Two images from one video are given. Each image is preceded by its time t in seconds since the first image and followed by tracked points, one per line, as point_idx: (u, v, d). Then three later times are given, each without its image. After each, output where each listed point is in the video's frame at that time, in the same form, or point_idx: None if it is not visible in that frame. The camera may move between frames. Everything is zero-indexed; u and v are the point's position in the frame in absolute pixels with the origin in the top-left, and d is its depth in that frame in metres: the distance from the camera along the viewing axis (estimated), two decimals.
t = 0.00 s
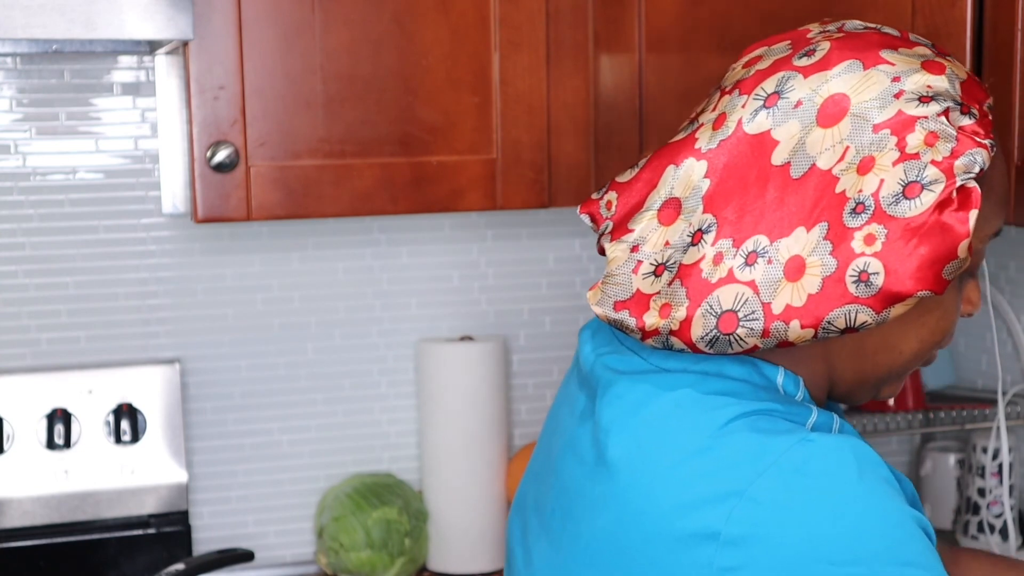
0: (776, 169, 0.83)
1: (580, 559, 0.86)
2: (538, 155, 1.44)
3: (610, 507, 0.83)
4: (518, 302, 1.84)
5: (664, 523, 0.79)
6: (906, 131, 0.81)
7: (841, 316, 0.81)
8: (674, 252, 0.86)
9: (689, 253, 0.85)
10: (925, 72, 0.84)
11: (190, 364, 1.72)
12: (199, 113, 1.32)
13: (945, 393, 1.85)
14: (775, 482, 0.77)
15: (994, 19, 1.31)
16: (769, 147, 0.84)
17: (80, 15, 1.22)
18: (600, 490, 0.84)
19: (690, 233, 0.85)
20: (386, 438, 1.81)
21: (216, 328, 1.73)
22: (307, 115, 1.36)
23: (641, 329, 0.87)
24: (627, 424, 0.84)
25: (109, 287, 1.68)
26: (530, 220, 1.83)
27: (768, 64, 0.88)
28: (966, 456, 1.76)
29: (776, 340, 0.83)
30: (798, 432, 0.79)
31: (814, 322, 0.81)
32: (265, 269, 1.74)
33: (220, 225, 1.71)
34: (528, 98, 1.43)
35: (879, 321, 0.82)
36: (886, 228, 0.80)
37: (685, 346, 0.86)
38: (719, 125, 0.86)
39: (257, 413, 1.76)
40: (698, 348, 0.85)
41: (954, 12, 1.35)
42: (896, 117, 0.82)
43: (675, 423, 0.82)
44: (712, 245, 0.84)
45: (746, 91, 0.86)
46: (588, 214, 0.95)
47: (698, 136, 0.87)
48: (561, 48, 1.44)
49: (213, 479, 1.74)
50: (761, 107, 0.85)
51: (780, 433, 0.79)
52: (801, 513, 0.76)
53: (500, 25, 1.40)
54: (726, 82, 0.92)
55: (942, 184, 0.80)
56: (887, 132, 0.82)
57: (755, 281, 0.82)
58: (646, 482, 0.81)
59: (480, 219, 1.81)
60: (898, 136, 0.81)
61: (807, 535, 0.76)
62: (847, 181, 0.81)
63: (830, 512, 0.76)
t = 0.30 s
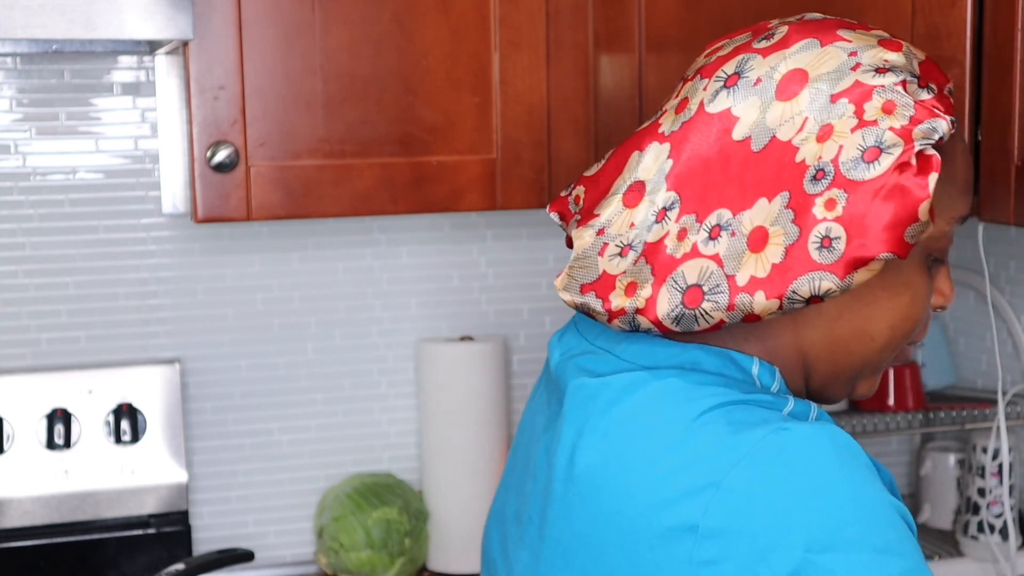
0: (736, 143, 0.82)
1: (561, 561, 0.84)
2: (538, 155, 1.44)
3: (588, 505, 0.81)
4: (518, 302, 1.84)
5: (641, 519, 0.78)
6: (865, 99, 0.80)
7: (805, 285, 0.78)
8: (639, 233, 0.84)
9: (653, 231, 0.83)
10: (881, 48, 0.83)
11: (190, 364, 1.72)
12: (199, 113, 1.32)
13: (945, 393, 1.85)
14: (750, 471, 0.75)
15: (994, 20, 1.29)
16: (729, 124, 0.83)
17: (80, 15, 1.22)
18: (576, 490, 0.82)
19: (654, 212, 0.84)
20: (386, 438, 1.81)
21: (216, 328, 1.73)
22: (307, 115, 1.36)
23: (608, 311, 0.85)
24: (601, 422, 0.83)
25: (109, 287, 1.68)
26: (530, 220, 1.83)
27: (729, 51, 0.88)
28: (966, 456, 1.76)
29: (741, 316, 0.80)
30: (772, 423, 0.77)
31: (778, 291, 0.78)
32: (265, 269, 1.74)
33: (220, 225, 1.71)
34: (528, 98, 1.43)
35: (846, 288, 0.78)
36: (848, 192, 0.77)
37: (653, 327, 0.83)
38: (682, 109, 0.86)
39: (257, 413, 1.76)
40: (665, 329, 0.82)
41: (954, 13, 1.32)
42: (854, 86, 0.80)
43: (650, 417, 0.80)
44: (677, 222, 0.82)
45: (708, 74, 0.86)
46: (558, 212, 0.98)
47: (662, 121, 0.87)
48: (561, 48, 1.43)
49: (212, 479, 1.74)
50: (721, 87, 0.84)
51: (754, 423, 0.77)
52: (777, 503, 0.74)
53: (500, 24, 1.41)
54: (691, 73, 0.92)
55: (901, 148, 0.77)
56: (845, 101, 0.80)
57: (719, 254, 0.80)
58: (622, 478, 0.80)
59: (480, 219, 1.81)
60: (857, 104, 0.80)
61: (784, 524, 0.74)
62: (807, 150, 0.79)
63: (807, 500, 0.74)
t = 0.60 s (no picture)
0: (692, 142, 0.80)
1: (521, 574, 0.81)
2: (539, 155, 1.44)
3: (545, 516, 0.79)
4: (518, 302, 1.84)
5: (597, 529, 0.75)
6: (821, 95, 0.79)
7: (769, 283, 0.77)
8: (599, 235, 0.81)
9: (613, 233, 0.81)
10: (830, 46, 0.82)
11: (190, 364, 1.72)
12: (199, 113, 1.32)
13: (945, 392, 1.86)
14: (703, 477, 0.72)
15: (994, 19, 1.29)
16: (684, 123, 0.81)
17: (80, 15, 1.22)
18: (534, 502, 0.80)
19: (613, 214, 0.81)
20: (386, 438, 1.81)
21: (216, 328, 1.73)
22: (307, 115, 1.36)
23: (570, 317, 0.82)
24: (554, 429, 0.80)
25: (110, 287, 1.68)
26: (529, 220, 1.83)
27: (678, 52, 0.86)
28: (966, 456, 1.76)
29: (704, 316, 0.79)
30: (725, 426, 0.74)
31: (742, 289, 0.77)
32: (265, 269, 1.74)
33: (220, 225, 1.71)
34: (528, 98, 1.43)
35: (809, 284, 0.78)
36: (808, 189, 0.77)
37: (616, 331, 0.80)
38: (634, 111, 0.84)
39: (258, 413, 1.76)
40: (629, 331, 0.80)
41: (953, 13, 1.32)
42: (808, 83, 0.79)
43: (602, 424, 0.77)
44: (637, 222, 0.80)
45: (659, 75, 0.84)
46: (508, 220, 0.94)
47: (614, 123, 0.85)
48: (562, 48, 1.44)
49: (213, 479, 1.74)
50: (674, 88, 0.82)
51: (708, 427, 0.74)
52: (730, 508, 0.71)
53: (500, 24, 1.41)
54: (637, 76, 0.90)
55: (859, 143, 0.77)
56: (801, 98, 0.79)
57: (681, 254, 0.78)
58: (578, 487, 0.77)
59: (480, 219, 1.81)
60: (813, 100, 0.79)
61: (738, 530, 0.70)
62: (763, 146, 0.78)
63: (761, 503, 0.71)
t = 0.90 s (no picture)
0: (680, 135, 0.80)
1: None
2: (538, 156, 1.44)
3: (514, 517, 0.79)
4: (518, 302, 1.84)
5: (556, 528, 0.75)
6: (806, 84, 0.79)
7: (765, 270, 0.78)
8: (589, 231, 0.81)
9: (605, 228, 0.81)
10: (808, 36, 0.83)
11: (190, 364, 1.72)
12: (199, 113, 1.32)
13: (945, 393, 1.86)
14: (654, 475, 0.71)
15: (994, 19, 1.29)
16: (670, 116, 0.81)
17: (81, 15, 1.22)
18: (505, 504, 0.81)
19: (603, 209, 0.81)
20: (386, 438, 1.81)
21: (217, 328, 1.73)
22: (307, 115, 1.36)
23: (564, 314, 0.82)
24: (526, 430, 0.80)
25: (110, 287, 1.68)
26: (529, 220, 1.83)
27: (656, 47, 0.86)
28: (966, 456, 1.76)
29: (700, 306, 0.79)
30: (685, 422, 0.73)
31: (738, 278, 0.78)
32: (265, 268, 1.74)
33: (220, 225, 1.71)
34: (528, 98, 1.43)
35: (803, 271, 0.79)
36: (800, 175, 0.78)
37: (611, 326, 0.80)
38: (617, 108, 0.84)
39: (258, 413, 1.76)
40: (625, 326, 0.80)
41: (953, 12, 1.31)
42: (793, 72, 0.80)
43: (567, 424, 0.77)
44: (628, 217, 0.80)
45: (640, 71, 0.84)
46: (490, 224, 0.94)
47: (597, 120, 0.84)
48: (561, 48, 1.44)
49: (213, 479, 1.74)
50: (657, 83, 0.82)
51: (668, 424, 0.73)
52: (679, 506, 0.70)
53: (500, 24, 1.41)
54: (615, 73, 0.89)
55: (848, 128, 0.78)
56: (787, 86, 0.79)
57: (674, 247, 0.79)
58: (542, 487, 0.77)
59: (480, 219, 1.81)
60: (799, 88, 0.79)
61: (687, 529, 0.69)
62: (753, 135, 0.79)
63: (710, 503, 0.70)
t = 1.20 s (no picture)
0: (690, 135, 0.80)
1: None
2: (538, 156, 1.44)
3: (514, 525, 0.80)
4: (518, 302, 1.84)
5: (559, 538, 0.76)
6: (814, 84, 0.80)
7: (776, 271, 0.79)
8: (597, 233, 0.81)
9: (614, 230, 0.80)
10: (813, 36, 0.83)
11: (190, 364, 1.72)
12: (198, 113, 1.32)
13: (945, 393, 1.86)
14: (661, 486, 0.72)
15: (994, 19, 1.29)
16: (679, 117, 0.81)
17: (80, 15, 1.22)
18: (505, 510, 0.81)
19: (611, 211, 0.81)
20: (386, 438, 1.81)
21: (217, 328, 1.73)
22: (307, 115, 1.36)
23: (574, 316, 0.82)
24: (525, 436, 0.80)
25: (110, 287, 1.68)
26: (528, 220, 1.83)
27: (659, 47, 0.85)
28: (966, 456, 1.76)
29: (712, 306, 0.80)
30: (690, 430, 0.74)
31: (751, 278, 0.79)
32: (265, 268, 1.74)
33: (220, 225, 1.71)
34: (528, 98, 1.43)
35: (815, 270, 0.80)
36: (812, 175, 0.79)
37: (621, 328, 0.81)
38: (622, 108, 0.83)
39: (258, 413, 1.76)
40: (635, 328, 0.80)
41: (953, 12, 1.31)
42: (801, 72, 0.80)
43: (569, 432, 0.77)
44: (638, 218, 0.80)
45: (644, 71, 0.83)
46: (490, 226, 0.94)
47: (602, 121, 0.84)
48: (561, 48, 1.44)
49: (213, 479, 1.74)
50: (663, 82, 0.82)
51: (673, 433, 0.74)
52: (686, 518, 0.71)
53: (500, 24, 1.41)
54: (616, 73, 0.89)
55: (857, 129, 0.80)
56: (796, 87, 0.80)
57: (685, 247, 0.79)
58: (544, 495, 0.77)
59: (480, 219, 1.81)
60: (808, 89, 0.80)
61: (694, 540, 0.70)
62: (764, 135, 0.79)
63: (718, 514, 0.71)
